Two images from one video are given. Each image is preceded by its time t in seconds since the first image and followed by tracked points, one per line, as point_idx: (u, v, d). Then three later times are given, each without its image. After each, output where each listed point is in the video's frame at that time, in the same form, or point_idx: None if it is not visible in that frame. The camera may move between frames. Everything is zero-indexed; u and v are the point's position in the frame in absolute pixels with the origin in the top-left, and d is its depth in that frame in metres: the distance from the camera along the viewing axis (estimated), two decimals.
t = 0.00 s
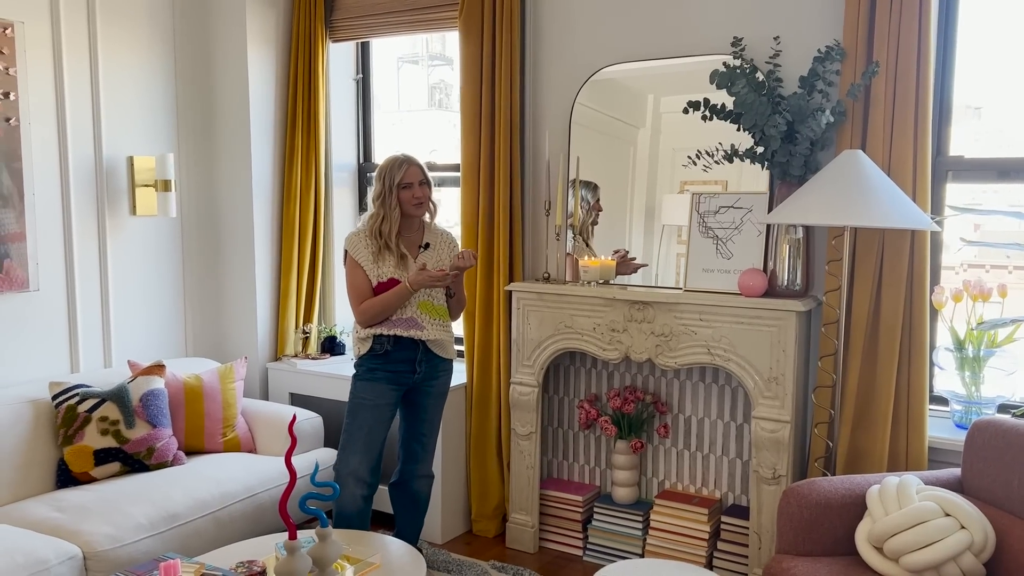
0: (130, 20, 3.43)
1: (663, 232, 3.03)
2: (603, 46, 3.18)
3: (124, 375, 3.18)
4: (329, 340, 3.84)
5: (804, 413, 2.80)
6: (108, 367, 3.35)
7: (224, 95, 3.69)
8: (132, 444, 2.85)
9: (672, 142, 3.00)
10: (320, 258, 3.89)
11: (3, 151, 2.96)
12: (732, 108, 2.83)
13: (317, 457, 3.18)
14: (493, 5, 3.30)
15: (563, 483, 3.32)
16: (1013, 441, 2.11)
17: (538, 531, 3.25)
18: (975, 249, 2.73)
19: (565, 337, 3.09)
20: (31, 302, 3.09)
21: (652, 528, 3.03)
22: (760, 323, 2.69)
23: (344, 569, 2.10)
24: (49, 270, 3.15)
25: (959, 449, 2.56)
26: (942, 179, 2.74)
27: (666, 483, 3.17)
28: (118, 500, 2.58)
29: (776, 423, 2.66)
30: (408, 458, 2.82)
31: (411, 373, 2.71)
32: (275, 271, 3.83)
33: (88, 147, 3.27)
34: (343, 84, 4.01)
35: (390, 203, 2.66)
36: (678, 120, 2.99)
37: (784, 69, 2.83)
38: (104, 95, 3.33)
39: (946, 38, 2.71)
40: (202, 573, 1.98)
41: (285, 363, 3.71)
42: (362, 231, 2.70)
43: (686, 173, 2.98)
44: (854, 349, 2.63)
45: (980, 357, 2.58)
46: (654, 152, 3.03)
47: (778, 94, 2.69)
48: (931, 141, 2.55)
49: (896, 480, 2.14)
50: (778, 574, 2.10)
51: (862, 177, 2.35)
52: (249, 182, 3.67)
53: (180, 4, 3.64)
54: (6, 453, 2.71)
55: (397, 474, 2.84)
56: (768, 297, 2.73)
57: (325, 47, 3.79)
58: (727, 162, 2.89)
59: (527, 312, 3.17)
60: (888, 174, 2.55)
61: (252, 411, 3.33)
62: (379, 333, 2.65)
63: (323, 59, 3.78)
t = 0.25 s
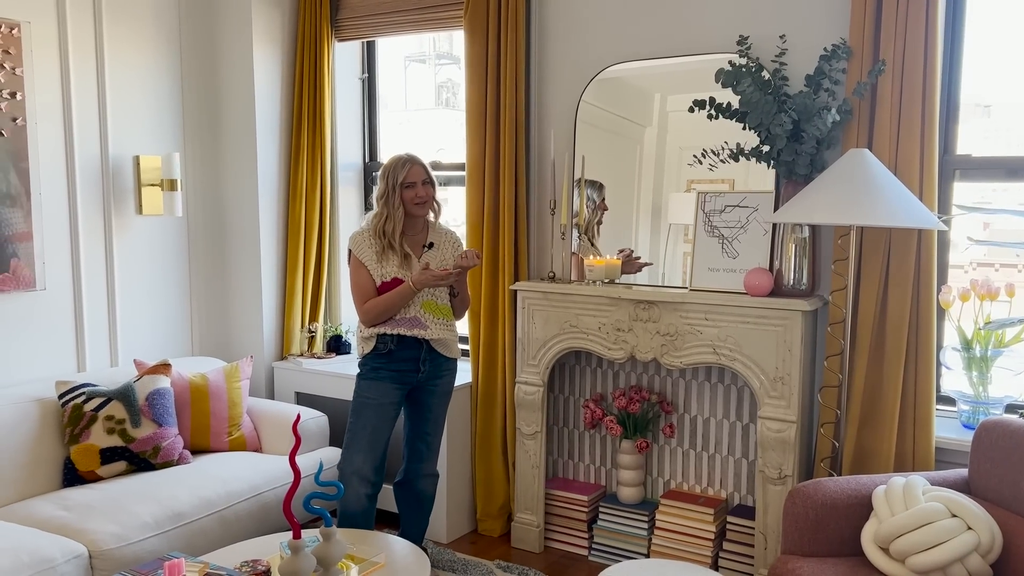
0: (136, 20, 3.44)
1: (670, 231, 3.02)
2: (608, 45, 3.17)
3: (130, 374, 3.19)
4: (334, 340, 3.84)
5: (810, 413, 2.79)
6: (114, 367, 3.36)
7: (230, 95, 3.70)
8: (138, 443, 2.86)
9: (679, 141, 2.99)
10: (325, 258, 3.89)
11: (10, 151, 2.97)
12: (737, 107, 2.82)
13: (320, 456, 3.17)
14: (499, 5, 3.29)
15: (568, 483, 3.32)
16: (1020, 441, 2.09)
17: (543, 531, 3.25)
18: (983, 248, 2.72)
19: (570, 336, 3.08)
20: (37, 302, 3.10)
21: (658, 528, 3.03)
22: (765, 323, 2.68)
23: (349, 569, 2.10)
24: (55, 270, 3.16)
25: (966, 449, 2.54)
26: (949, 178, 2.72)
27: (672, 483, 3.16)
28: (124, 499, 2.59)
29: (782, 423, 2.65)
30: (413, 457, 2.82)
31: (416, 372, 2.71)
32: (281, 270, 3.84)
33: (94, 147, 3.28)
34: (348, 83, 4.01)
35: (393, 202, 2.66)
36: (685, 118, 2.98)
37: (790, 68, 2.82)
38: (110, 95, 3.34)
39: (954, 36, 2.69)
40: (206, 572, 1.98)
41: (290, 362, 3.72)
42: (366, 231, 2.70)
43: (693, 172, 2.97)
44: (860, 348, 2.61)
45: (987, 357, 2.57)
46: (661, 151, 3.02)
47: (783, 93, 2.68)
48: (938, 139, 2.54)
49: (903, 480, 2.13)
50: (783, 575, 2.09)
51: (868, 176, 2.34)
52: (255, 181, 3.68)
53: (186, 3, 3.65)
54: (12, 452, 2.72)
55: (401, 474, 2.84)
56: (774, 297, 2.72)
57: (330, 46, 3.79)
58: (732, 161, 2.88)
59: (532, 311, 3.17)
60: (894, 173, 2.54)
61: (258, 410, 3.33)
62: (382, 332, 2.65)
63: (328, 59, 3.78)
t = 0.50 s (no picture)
0: (140, 19, 3.45)
1: (676, 230, 3.02)
2: (611, 44, 3.16)
3: (135, 374, 3.19)
4: (338, 340, 3.85)
5: (815, 412, 2.78)
6: (119, 366, 3.37)
7: (234, 94, 3.70)
8: (142, 442, 2.87)
9: (685, 140, 2.98)
10: (329, 257, 3.89)
11: (14, 151, 2.98)
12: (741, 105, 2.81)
13: (323, 456, 3.17)
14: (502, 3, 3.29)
15: (572, 483, 3.31)
16: None
17: (547, 531, 3.25)
18: (989, 247, 2.70)
19: (573, 335, 3.08)
20: (42, 302, 3.11)
21: (662, 528, 3.02)
22: (770, 322, 2.67)
23: (351, 569, 2.10)
24: (60, 269, 3.17)
25: (972, 449, 2.53)
26: (954, 176, 2.71)
27: (676, 482, 3.15)
28: (127, 498, 2.59)
29: (786, 422, 2.64)
30: (416, 456, 2.82)
31: (418, 372, 2.71)
32: (285, 270, 3.84)
33: (99, 147, 3.28)
34: (353, 83, 4.01)
35: (396, 202, 2.66)
36: (690, 117, 2.96)
37: (794, 66, 2.81)
38: (115, 94, 3.34)
39: (959, 34, 2.68)
40: (208, 572, 1.98)
41: (294, 362, 3.72)
42: (369, 230, 2.70)
43: (699, 171, 2.96)
44: (865, 348, 2.60)
45: (993, 356, 2.56)
46: (667, 150, 3.01)
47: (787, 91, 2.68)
48: (943, 137, 2.52)
49: (907, 481, 2.12)
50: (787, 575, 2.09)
51: (871, 174, 2.33)
52: (259, 181, 3.68)
53: (190, 3, 3.65)
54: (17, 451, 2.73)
55: (405, 473, 2.83)
56: (778, 296, 2.71)
57: (334, 46, 3.79)
58: (737, 160, 2.88)
59: (536, 311, 3.16)
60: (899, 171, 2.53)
61: (262, 409, 3.34)
62: (385, 331, 2.65)
63: (332, 58, 3.78)
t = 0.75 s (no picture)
0: (140, 18, 3.44)
1: (678, 228, 3.00)
2: (613, 42, 3.15)
3: (135, 372, 3.19)
4: (339, 339, 3.85)
5: (816, 410, 2.77)
6: (120, 365, 3.37)
7: (235, 93, 3.70)
8: (142, 441, 2.87)
9: (687, 138, 2.97)
10: (331, 256, 3.90)
11: (15, 150, 2.98)
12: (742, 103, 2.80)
13: (323, 454, 3.17)
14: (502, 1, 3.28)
15: (573, 481, 3.31)
16: None
17: (548, 529, 3.24)
18: (991, 244, 2.69)
19: (574, 334, 3.07)
20: (43, 300, 3.11)
21: (663, 526, 3.01)
22: (770, 320, 2.66)
23: (351, 567, 2.10)
24: (61, 268, 3.17)
25: (974, 447, 2.52)
26: (956, 173, 2.70)
27: (677, 481, 3.15)
28: (127, 497, 2.59)
29: (787, 420, 2.63)
30: (416, 455, 2.81)
31: (418, 370, 2.71)
32: (286, 268, 3.84)
33: (99, 146, 3.28)
34: (354, 81, 4.00)
35: (397, 201, 2.65)
36: (692, 115, 2.96)
37: (795, 63, 2.80)
38: (115, 93, 3.34)
39: (960, 31, 2.67)
40: (206, 570, 1.98)
41: (295, 360, 3.71)
42: (370, 229, 2.69)
43: (701, 169, 2.95)
44: (866, 345, 2.59)
45: (995, 354, 2.55)
46: (669, 148, 3.00)
47: (789, 89, 2.66)
48: (944, 134, 2.52)
49: (907, 479, 2.11)
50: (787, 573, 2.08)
51: (871, 171, 2.32)
52: (259, 180, 3.68)
53: (191, 2, 3.65)
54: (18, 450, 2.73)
55: (405, 472, 2.83)
56: (779, 294, 2.70)
57: (335, 44, 3.78)
58: (738, 157, 2.87)
59: (537, 309, 3.16)
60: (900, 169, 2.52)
61: (262, 408, 3.34)
62: (385, 329, 2.64)
63: (332, 57, 3.78)
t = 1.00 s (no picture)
0: (140, 17, 3.44)
1: (680, 226, 3.00)
2: (613, 40, 3.15)
3: (136, 371, 3.20)
4: (340, 337, 3.84)
5: (817, 408, 2.77)
6: (120, 364, 3.38)
7: (235, 92, 3.70)
8: (143, 440, 2.87)
9: (689, 136, 2.96)
10: (331, 255, 3.90)
11: (15, 149, 2.98)
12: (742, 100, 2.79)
13: (324, 453, 3.17)
14: None
15: (574, 480, 3.30)
16: None
17: (549, 528, 3.24)
18: (993, 241, 2.68)
19: (574, 332, 3.07)
20: (44, 300, 3.12)
21: (664, 525, 3.01)
22: (771, 317, 2.66)
23: (351, 566, 2.10)
24: (62, 267, 3.18)
25: (976, 445, 2.51)
26: (957, 171, 2.69)
27: (678, 479, 3.14)
28: (128, 496, 2.60)
29: (788, 418, 2.63)
30: (417, 453, 2.81)
31: (419, 369, 2.70)
32: (287, 267, 3.84)
33: (99, 145, 3.28)
34: (354, 81, 4.00)
35: (396, 198, 2.65)
36: (694, 113, 2.95)
37: (796, 60, 2.79)
38: (115, 92, 3.34)
39: (961, 28, 2.67)
40: (206, 569, 1.98)
41: (296, 359, 3.72)
42: (370, 227, 2.69)
43: (702, 167, 2.94)
44: (867, 343, 2.59)
45: (996, 352, 2.54)
46: (670, 146, 3.00)
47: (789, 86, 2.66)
48: (945, 132, 2.51)
49: (908, 476, 2.11)
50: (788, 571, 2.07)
51: (872, 168, 2.31)
52: (260, 179, 3.68)
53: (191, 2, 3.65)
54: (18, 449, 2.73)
55: (406, 470, 2.83)
56: (779, 292, 2.69)
57: (335, 43, 3.78)
58: (738, 155, 2.87)
59: (537, 307, 3.15)
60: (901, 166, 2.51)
61: (263, 406, 3.34)
62: (385, 328, 2.64)
63: (333, 56, 3.78)
